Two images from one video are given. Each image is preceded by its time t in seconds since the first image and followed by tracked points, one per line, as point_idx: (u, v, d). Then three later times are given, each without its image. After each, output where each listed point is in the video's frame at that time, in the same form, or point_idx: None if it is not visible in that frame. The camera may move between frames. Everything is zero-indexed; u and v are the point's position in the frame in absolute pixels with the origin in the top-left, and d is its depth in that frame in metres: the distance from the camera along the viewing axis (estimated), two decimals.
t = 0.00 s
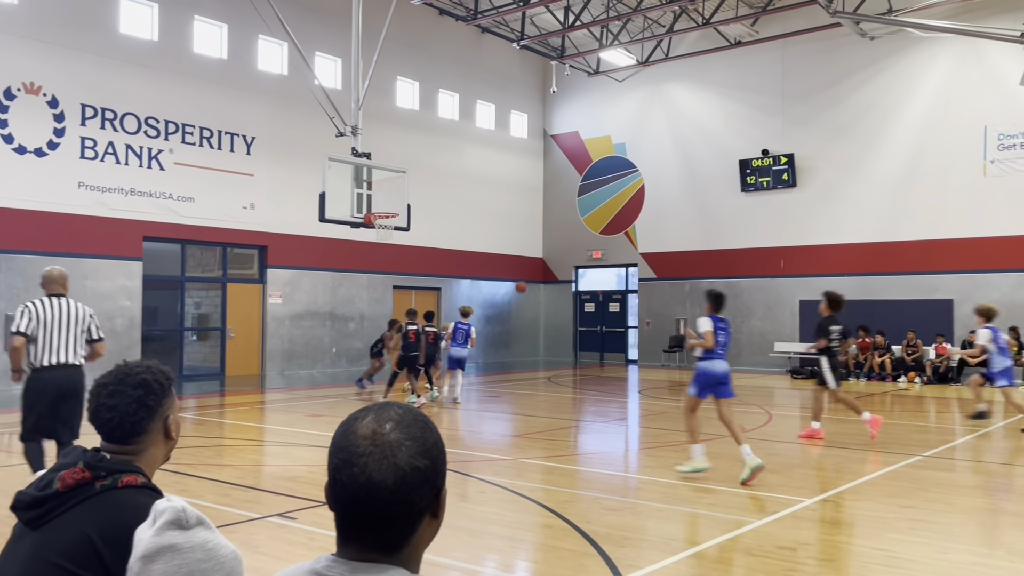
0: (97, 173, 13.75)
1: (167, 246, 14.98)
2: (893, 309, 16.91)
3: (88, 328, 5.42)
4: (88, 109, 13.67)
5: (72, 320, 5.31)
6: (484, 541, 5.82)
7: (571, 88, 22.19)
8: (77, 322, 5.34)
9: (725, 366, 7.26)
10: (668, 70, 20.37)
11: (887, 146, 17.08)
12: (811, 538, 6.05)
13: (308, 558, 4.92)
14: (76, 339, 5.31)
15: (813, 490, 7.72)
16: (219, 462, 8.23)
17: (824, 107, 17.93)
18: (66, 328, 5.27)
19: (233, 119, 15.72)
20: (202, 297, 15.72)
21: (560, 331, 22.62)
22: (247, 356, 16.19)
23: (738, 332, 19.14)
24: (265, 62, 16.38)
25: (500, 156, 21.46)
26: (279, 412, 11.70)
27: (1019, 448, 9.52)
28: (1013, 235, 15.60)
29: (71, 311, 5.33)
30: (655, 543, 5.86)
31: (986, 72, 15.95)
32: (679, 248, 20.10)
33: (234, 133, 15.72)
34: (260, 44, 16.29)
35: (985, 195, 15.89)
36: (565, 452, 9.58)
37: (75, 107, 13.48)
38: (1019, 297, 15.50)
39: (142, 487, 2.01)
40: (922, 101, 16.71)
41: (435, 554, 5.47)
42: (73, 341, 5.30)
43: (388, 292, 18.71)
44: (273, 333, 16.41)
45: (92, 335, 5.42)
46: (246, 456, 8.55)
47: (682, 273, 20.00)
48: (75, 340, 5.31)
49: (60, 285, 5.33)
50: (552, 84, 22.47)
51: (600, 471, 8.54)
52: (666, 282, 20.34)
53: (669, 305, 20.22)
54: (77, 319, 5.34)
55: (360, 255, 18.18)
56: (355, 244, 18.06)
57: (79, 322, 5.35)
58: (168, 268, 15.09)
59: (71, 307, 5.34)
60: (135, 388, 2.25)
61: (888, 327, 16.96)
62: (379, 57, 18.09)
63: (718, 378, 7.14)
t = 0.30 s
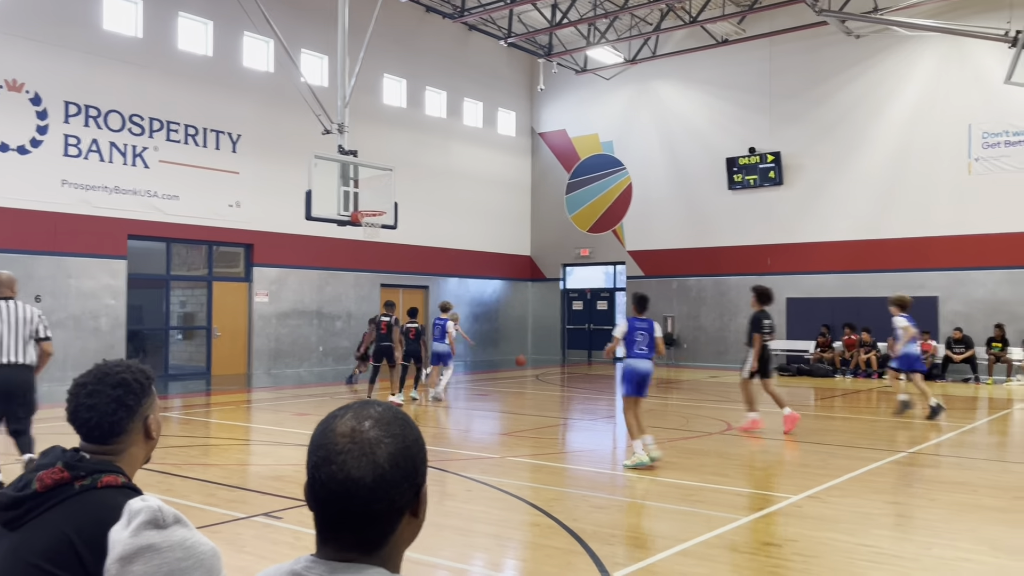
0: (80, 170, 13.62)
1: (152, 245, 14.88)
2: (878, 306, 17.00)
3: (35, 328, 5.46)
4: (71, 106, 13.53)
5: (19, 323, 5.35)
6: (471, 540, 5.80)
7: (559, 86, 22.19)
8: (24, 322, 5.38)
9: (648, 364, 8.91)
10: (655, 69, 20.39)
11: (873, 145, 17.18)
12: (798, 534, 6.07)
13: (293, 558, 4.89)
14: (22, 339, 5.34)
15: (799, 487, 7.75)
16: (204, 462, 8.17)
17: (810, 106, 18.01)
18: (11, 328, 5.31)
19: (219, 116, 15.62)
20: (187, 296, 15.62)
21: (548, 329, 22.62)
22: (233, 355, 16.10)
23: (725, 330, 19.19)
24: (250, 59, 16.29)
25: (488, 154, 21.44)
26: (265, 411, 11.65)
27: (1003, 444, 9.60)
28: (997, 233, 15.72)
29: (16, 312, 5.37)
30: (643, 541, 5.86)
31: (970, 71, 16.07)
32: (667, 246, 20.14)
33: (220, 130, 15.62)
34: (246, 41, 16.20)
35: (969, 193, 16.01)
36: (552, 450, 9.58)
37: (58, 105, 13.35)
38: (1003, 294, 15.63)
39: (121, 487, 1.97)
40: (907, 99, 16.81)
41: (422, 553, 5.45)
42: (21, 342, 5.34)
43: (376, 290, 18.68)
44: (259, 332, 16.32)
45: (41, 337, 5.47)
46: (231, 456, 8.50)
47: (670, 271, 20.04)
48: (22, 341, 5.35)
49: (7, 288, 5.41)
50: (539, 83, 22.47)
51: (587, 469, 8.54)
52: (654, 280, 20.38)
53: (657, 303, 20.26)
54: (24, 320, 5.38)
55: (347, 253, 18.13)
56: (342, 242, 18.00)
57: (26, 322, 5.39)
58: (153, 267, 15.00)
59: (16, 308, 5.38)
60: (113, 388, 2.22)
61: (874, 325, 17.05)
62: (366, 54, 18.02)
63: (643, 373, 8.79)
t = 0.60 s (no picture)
0: (59, 164, 13.46)
1: (132, 239, 14.74)
2: (860, 300, 17.13)
3: None
4: (50, 99, 13.36)
5: None
6: (455, 535, 5.80)
7: (543, 80, 22.15)
8: None
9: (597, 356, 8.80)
10: (639, 63, 20.41)
11: (854, 140, 17.30)
12: (779, 527, 6.12)
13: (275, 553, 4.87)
14: None
15: (780, 479, 7.81)
16: (186, 457, 8.11)
17: (793, 101, 18.09)
18: None
19: (200, 109, 15.48)
20: (168, 291, 15.50)
21: (532, 324, 22.63)
22: (215, 350, 15.98)
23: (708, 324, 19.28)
24: (232, 52, 16.14)
25: (472, 149, 21.39)
26: (247, 406, 11.57)
27: (981, 436, 9.70)
28: (977, 228, 15.88)
29: None
30: (626, 534, 5.88)
31: (950, 66, 16.20)
32: (651, 240, 20.18)
33: (201, 124, 15.48)
34: (226, 34, 16.04)
35: (949, 188, 16.15)
36: (536, 444, 9.58)
37: (36, 97, 13.17)
38: (983, 288, 15.81)
39: (100, 483, 1.95)
40: (888, 95, 16.93)
41: (405, 548, 5.44)
42: None
43: (359, 284, 18.62)
44: (241, 328, 16.20)
45: None
46: (213, 451, 8.44)
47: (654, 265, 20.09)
48: None
49: None
50: (523, 77, 22.42)
51: (571, 463, 8.55)
52: (638, 274, 20.44)
53: (641, 297, 20.32)
54: None
55: (330, 248, 18.04)
56: (325, 237, 17.91)
57: None
58: (134, 261, 14.86)
59: None
60: (90, 383, 2.19)
61: (855, 318, 17.20)
62: (349, 47, 17.91)
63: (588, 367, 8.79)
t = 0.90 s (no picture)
0: (43, 156, 13.31)
1: (118, 233, 14.61)
2: (846, 294, 17.23)
3: None
4: (34, 91, 13.21)
5: None
6: (444, 529, 5.79)
7: (531, 74, 22.11)
8: None
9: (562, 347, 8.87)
10: (627, 57, 20.40)
11: (842, 134, 17.38)
12: (767, 520, 6.15)
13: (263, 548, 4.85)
14: None
15: (767, 472, 7.85)
16: (173, 452, 8.06)
17: (781, 95, 18.15)
18: None
19: (186, 102, 15.36)
20: (154, 285, 15.38)
21: (520, 318, 22.63)
22: (202, 344, 15.88)
23: (696, 318, 19.34)
24: (218, 44, 16.01)
25: (460, 142, 21.33)
26: (234, 401, 11.52)
27: (967, 429, 9.78)
28: (963, 222, 16.00)
29: None
30: (615, 528, 5.89)
31: (936, 61, 16.30)
32: (639, 234, 20.21)
33: (187, 116, 15.36)
34: (213, 26, 15.91)
35: (935, 182, 16.26)
36: (526, 437, 9.58)
37: (20, 89, 13.02)
38: (968, 282, 15.94)
39: (84, 478, 1.92)
40: (875, 90, 17.01)
41: (395, 543, 5.43)
42: None
43: (347, 279, 18.56)
44: (228, 322, 16.10)
45: None
46: (201, 446, 8.40)
47: (642, 259, 20.12)
48: None
49: None
50: (512, 70, 22.37)
51: (560, 456, 8.55)
52: (626, 268, 20.46)
53: (629, 292, 20.35)
54: None
55: (318, 242, 17.95)
56: (313, 230, 17.82)
57: None
58: (120, 255, 14.74)
59: None
60: (74, 378, 2.17)
61: (842, 312, 17.30)
62: (336, 40, 17.80)
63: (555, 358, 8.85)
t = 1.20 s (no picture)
0: (29, 149, 13.19)
1: (105, 226, 14.51)
2: (834, 287, 17.32)
3: None
4: (19, 83, 13.08)
5: None
6: (435, 522, 5.80)
7: (521, 67, 22.08)
8: None
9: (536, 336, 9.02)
10: (617, 51, 20.40)
11: (830, 128, 17.45)
12: (754, 511, 6.19)
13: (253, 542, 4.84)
14: None
15: (754, 465, 7.89)
16: (161, 446, 8.02)
17: (770, 89, 18.20)
18: None
19: (173, 95, 15.26)
20: (142, 278, 15.28)
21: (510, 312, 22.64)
22: (190, 338, 15.82)
23: (685, 312, 19.39)
24: (206, 36, 15.91)
25: (450, 136, 21.30)
26: (223, 395, 11.47)
27: (953, 421, 9.87)
28: (949, 216, 16.11)
29: None
30: (605, 520, 5.91)
31: (924, 56, 16.40)
32: (629, 228, 20.24)
33: (175, 109, 15.25)
34: (200, 17, 15.80)
35: (922, 176, 16.36)
36: (516, 430, 9.59)
37: (5, 81, 12.89)
38: (955, 275, 16.06)
39: (72, 471, 1.92)
40: (863, 84, 17.10)
41: (385, 536, 5.43)
42: None
43: (336, 272, 18.51)
44: (217, 315, 16.05)
45: None
46: (190, 440, 8.37)
47: (632, 253, 20.16)
48: None
49: None
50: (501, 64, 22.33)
51: (549, 449, 8.59)
52: (615, 262, 20.49)
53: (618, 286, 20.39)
54: None
55: (307, 236, 17.89)
56: (302, 224, 17.76)
57: None
58: (107, 248, 14.64)
59: None
60: (60, 370, 2.16)
61: (830, 306, 17.40)
62: (325, 32, 17.72)
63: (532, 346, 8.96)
